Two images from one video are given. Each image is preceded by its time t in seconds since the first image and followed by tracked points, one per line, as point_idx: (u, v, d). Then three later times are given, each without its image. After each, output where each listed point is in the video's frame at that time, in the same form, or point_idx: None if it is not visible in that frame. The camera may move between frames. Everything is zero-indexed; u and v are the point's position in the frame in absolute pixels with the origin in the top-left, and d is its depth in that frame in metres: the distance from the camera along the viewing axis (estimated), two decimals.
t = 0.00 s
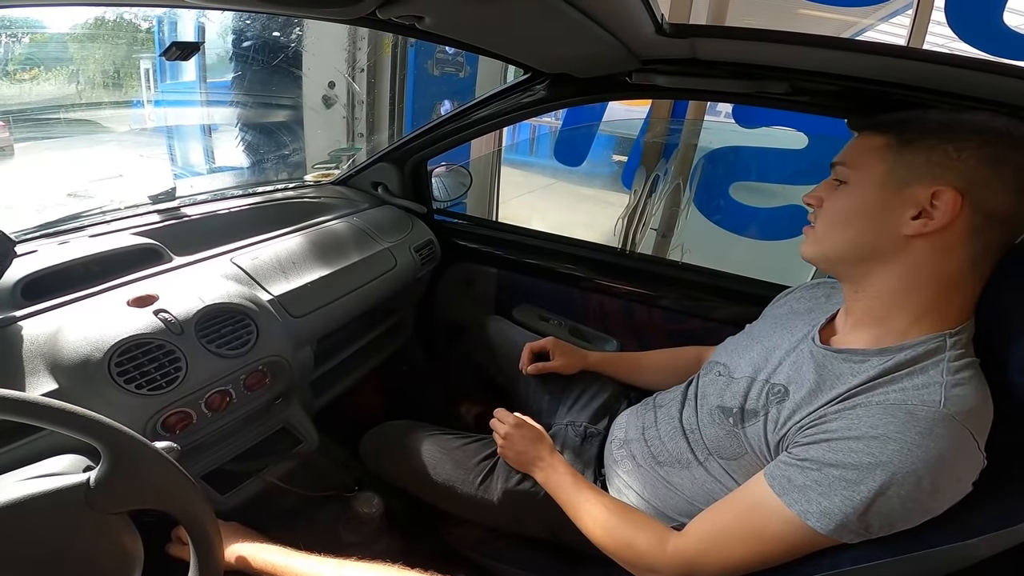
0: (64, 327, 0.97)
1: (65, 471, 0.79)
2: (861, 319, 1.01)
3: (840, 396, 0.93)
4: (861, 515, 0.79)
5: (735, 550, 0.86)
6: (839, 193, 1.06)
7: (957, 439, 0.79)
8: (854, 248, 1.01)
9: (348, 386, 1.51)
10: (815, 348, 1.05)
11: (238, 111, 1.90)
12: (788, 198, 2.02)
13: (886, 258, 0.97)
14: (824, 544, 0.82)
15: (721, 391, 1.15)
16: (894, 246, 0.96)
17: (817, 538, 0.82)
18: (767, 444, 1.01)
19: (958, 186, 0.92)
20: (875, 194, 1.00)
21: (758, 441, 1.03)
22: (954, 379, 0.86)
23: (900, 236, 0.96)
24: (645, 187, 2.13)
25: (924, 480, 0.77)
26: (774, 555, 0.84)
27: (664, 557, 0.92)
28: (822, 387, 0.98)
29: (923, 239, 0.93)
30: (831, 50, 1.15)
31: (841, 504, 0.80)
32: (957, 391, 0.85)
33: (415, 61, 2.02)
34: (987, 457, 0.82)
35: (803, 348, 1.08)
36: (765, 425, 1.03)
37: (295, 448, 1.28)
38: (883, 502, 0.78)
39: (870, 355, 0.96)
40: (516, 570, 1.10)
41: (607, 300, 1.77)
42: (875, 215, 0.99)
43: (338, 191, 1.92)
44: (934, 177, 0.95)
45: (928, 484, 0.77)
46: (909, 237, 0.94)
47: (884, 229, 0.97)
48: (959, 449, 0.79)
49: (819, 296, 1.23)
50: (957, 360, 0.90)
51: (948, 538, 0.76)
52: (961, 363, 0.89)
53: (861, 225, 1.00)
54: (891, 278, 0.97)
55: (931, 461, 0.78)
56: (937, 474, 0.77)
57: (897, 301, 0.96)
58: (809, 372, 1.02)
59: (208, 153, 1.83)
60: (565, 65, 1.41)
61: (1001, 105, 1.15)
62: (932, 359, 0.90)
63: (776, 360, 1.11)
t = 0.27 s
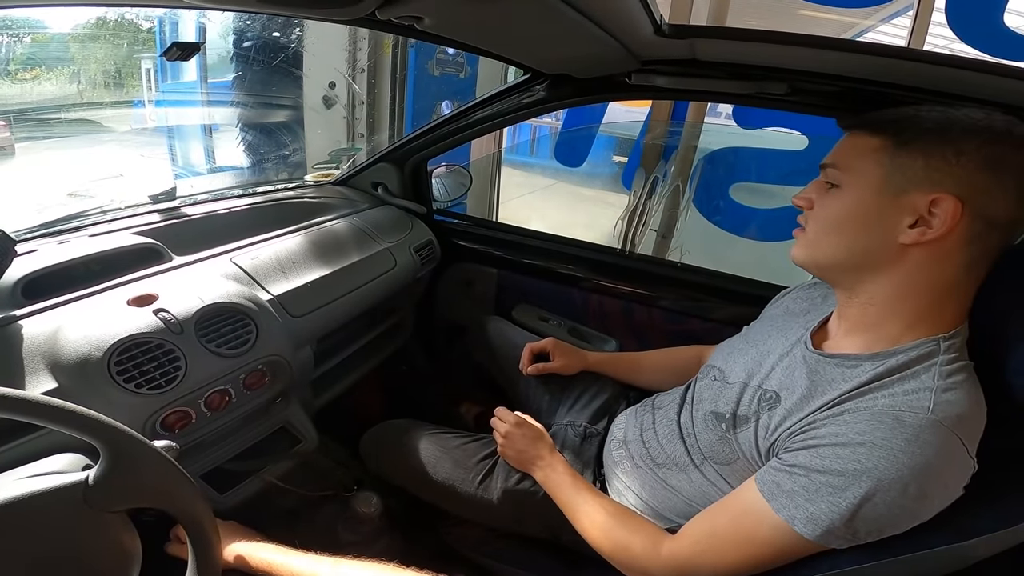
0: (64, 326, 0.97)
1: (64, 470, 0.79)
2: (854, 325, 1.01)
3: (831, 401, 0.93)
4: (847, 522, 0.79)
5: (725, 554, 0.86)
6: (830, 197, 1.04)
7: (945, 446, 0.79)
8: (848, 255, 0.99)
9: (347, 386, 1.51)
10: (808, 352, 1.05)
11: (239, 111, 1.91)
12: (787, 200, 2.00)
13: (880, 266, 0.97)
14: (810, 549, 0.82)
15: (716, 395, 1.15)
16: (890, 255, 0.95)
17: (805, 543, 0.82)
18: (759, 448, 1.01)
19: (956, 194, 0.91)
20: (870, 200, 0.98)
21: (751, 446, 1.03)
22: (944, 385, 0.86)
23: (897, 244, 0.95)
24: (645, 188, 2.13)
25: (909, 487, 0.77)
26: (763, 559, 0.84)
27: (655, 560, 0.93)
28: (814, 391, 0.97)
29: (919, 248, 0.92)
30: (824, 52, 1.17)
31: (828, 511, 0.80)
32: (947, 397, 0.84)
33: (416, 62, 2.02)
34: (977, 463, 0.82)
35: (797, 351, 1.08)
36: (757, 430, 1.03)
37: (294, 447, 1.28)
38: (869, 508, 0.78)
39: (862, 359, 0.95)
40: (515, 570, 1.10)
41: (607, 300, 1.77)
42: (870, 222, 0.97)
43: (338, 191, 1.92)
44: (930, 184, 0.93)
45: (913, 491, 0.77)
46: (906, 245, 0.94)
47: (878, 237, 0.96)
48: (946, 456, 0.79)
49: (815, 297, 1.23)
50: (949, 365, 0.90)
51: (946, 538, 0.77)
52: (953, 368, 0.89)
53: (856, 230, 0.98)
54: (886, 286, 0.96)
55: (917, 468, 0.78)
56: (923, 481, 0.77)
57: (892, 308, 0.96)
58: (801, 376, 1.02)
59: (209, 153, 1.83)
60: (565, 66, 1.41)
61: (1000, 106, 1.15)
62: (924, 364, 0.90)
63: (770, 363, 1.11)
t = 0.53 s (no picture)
0: (64, 324, 0.96)
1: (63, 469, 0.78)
2: (848, 339, 0.98)
3: (817, 416, 0.93)
4: (820, 542, 0.81)
5: (707, 568, 0.86)
6: (832, 206, 0.99)
7: (922, 468, 0.79)
8: (846, 270, 0.95)
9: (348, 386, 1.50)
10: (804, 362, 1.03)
11: (241, 111, 1.91)
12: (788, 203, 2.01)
13: (880, 283, 0.93)
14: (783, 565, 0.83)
15: (714, 402, 1.13)
16: (891, 273, 0.91)
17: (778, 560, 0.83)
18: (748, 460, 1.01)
19: (964, 213, 0.85)
20: (871, 214, 0.93)
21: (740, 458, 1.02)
22: (937, 404, 0.85)
23: (898, 263, 0.90)
24: (646, 189, 2.11)
25: (881, 509, 0.78)
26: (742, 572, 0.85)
27: (643, 571, 0.92)
28: (803, 405, 0.96)
29: (922, 269, 0.88)
30: (826, 53, 1.16)
31: (800, 530, 0.81)
32: (937, 416, 0.83)
33: (418, 61, 2.02)
34: (960, 481, 0.82)
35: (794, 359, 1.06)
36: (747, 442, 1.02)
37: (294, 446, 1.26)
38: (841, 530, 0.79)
39: (856, 374, 0.93)
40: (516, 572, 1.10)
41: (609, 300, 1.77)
42: (871, 236, 0.92)
43: (339, 190, 1.92)
44: (939, 200, 0.87)
45: (882, 512, 0.78)
46: (908, 264, 0.89)
47: (880, 255, 0.92)
48: (922, 478, 0.79)
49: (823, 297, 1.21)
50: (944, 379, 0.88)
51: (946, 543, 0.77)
52: (948, 385, 0.87)
53: (856, 245, 0.94)
54: (885, 306, 0.93)
55: (892, 493, 0.78)
56: (892, 503, 0.78)
57: (889, 327, 0.92)
58: (792, 389, 1.01)
59: (210, 152, 1.83)
60: (568, 65, 1.40)
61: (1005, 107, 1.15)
62: (918, 380, 0.88)
63: (767, 372, 1.09)
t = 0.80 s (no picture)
0: (59, 325, 0.97)
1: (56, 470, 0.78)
2: (846, 364, 0.97)
3: (811, 448, 0.93)
4: None
5: None
6: (834, 227, 0.95)
7: (909, 511, 0.80)
8: (847, 296, 0.93)
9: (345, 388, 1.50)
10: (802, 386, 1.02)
11: (240, 111, 1.91)
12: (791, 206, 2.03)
13: (881, 312, 0.90)
14: None
15: (710, 418, 1.12)
16: (894, 303, 0.88)
17: None
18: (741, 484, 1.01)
19: (975, 247, 0.81)
20: (874, 240, 0.89)
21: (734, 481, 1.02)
22: (933, 441, 0.84)
23: (902, 293, 0.87)
24: (645, 191, 2.09)
25: (862, 550, 0.80)
26: None
27: None
28: (797, 435, 0.96)
29: (927, 301, 0.85)
30: (821, 57, 1.17)
31: (784, 566, 0.83)
32: (933, 455, 0.83)
33: (416, 62, 1.99)
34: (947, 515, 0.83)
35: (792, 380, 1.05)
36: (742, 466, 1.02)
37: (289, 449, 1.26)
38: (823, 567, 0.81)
39: (855, 406, 0.93)
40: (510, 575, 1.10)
41: (606, 303, 1.77)
42: (874, 264, 0.89)
43: (337, 192, 1.92)
44: (947, 230, 0.83)
45: (864, 552, 0.80)
46: (911, 296, 0.86)
47: (883, 283, 0.89)
48: (908, 521, 0.80)
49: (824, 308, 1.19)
50: (944, 411, 0.87)
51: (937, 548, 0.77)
52: (947, 419, 0.86)
53: (858, 273, 0.91)
54: (886, 335, 0.91)
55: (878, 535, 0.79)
56: (876, 544, 0.80)
57: (889, 355, 0.91)
58: (787, 416, 1.00)
59: (209, 152, 1.83)
60: (566, 68, 1.40)
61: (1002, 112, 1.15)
62: (919, 415, 0.87)
63: (764, 392, 1.08)
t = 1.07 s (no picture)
0: (66, 321, 0.96)
1: (64, 468, 0.78)
2: (842, 364, 0.97)
3: (809, 447, 0.92)
4: None
5: None
6: (831, 228, 0.95)
7: (903, 509, 0.80)
8: (843, 296, 0.93)
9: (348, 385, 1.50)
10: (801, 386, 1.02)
11: (244, 108, 1.91)
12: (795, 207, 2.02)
13: (877, 312, 0.90)
14: None
15: (712, 418, 1.12)
16: (888, 304, 0.88)
17: None
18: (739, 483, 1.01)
19: (968, 248, 0.81)
20: (870, 240, 0.89)
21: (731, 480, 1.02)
22: (930, 441, 0.84)
23: (896, 294, 0.87)
24: (649, 191, 2.09)
25: (853, 547, 0.80)
26: None
27: None
28: (794, 436, 0.96)
29: (920, 303, 0.85)
30: (834, 59, 1.15)
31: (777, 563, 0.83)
32: (928, 455, 0.83)
33: (422, 60, 1.97)
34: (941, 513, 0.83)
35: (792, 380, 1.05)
36: (739, 466, 1.02)
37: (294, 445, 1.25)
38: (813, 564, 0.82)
39: (851, 407, 0.92)
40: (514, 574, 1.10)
41: (610, 303, 1.77)
42: (870, 265, 0.89)
43: (342, 189, 1.92)
44: (941, 231, 0.83)
45: (858, 551, 0.80)
46: (906, 297, 0.86)
47: (877, 284, 0.89)
48: (901, 519, 0.80)
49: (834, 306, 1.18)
50: (942, 412, 0.86)
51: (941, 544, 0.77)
52: (943, 420, 0.85)
53: (852, 272, 0.91)
54: (879, 336, 0.91)
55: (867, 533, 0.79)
56: (870, 543, 0.80)
57: (884, 356, 0.91)
58: (784, 417, 1.00)
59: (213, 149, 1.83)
60: (576, 68, 1.40)
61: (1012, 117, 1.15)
62: (914, 414, 0.86)
63: (764, 394, 1.08)
